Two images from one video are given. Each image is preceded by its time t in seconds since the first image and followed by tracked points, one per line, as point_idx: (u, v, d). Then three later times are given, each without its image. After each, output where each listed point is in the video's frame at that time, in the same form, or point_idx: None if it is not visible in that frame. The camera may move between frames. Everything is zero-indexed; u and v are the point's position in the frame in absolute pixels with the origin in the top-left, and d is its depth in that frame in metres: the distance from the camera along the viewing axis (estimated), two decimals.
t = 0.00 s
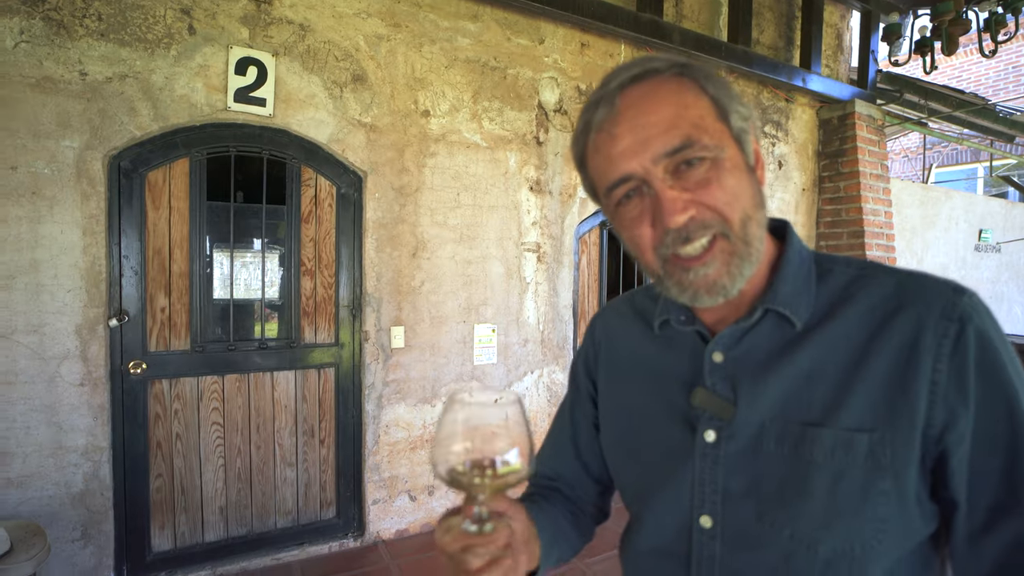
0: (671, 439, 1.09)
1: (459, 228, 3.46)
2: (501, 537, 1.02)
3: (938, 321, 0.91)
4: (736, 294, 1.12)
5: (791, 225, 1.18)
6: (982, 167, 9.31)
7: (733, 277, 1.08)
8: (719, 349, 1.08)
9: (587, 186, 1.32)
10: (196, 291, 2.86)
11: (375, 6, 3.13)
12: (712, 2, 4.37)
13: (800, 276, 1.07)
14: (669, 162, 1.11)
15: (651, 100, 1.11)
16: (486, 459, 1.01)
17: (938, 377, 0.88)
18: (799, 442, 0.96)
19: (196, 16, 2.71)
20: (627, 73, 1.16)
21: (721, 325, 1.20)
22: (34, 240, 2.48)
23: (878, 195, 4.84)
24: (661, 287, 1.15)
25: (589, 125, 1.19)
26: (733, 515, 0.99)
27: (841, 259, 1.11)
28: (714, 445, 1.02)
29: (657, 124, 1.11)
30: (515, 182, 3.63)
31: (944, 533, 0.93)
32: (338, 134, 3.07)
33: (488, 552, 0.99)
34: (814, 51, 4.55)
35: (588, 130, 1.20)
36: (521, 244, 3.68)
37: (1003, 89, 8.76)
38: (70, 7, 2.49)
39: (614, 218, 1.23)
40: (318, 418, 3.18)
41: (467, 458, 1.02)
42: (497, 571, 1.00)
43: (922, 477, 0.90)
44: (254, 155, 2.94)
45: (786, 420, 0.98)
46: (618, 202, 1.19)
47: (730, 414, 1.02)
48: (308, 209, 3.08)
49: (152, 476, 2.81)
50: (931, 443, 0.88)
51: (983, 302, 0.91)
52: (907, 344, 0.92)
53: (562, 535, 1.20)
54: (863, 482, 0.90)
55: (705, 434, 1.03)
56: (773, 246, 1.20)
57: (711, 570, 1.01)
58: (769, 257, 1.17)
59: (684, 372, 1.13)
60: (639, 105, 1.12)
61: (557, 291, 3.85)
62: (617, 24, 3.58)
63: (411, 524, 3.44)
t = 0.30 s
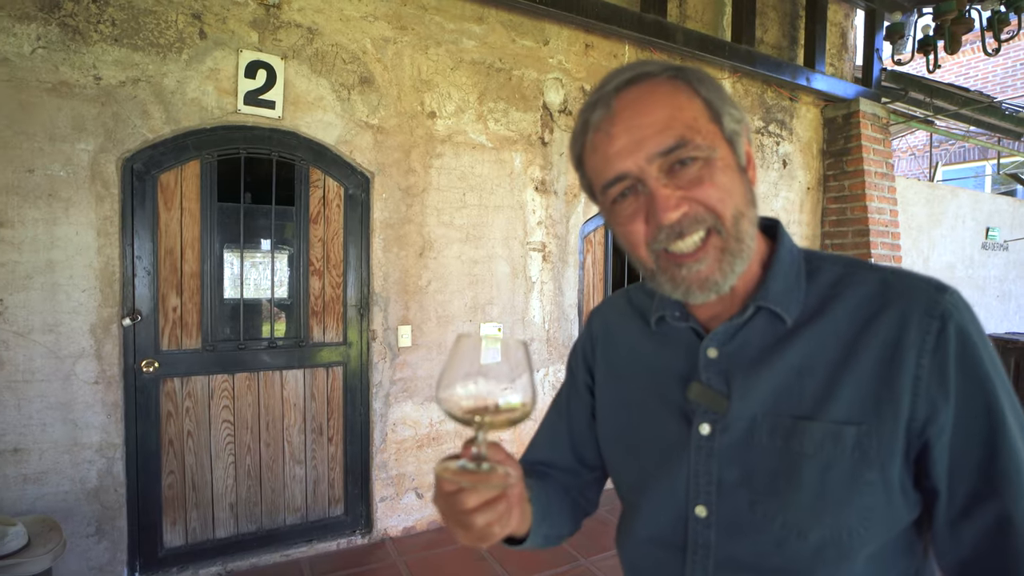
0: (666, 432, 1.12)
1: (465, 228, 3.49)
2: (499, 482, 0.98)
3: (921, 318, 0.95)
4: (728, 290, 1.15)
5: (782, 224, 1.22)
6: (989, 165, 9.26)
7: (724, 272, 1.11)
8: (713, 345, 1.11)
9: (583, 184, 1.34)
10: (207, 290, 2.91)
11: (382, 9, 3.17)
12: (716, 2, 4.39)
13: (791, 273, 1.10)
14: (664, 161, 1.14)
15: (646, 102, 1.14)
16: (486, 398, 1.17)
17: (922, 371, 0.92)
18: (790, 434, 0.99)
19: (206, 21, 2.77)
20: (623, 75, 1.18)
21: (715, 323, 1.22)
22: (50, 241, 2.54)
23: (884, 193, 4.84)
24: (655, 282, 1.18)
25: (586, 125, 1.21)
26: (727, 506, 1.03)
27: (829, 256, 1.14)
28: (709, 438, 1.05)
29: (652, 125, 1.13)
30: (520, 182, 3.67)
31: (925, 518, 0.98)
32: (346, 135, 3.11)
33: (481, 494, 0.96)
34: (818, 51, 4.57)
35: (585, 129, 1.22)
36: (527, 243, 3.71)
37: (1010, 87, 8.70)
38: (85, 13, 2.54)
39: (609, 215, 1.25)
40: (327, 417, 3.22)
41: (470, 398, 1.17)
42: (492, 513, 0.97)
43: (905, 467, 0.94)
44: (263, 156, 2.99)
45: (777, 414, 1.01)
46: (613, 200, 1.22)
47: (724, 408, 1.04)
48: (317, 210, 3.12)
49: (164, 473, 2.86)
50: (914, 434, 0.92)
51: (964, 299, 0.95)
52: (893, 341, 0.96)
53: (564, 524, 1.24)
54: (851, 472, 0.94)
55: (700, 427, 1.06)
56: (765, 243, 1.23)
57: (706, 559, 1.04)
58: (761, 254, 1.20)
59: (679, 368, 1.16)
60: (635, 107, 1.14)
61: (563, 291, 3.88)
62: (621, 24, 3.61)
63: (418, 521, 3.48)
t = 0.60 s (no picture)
0: (664, 425, 1.15)
1: (472, 229, 3.53)
2: (491, 428, 1.00)
3: (907, 312, 0.98)
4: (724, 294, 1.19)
5: (775, 225, 1.25)
6: (1001, 164, 9.18)
7: (719, 281, 1.15)
8: (710, 342, 1.14)
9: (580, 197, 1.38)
10: (218, 291, 2.97)
11: (389, 13, 3.21)
12: (722, 3, 4.40)
13: (784, 272, 1.14)
14: (654, 177, 1.17)
15: (634, 120, 1.17)
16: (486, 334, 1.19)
17: (907, 364, 0.95)
18: (782, 426, 1.02)
19: (218, 26, 2.82)
20: (611, 94, 1.21)
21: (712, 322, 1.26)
22: (67, 243, 2.60)
23: (891, 193, 4.83)
24: (652, 289, 1.21)
25: (579, 143, 1.25)
26: (722, 495, 1.05)
27: (820, 255, 1.17)
28: (706, 431, 1.08)
29: (641, 142, 1.17)
30: (526, 183, 3.70)
31: (916, 507, 1.00)
32: (354, 138, 3.16)
33: (474, 435, 0.99)
34: (825, 51, 4.56)
35: (577, 148, 1.26)
36: (533, 244, 3.74)
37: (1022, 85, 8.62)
38: (100, 20, 2.61)
39: (606, 228, 1.29)
40: (336, 415, 3.27)
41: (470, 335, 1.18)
42: (484, 455, 1.00)
43: (893, 457, 0.97)
44: (273, 159, 3.04)
45: (770, 406, 1.05)
46: (608, 214, 1.25)
47: (720, 401, 1.08)
48: (326, 212, 3.17)
49: (178, 470, 2.91)
50: (900, 425, 0.95)
51: (948, 295, 0.98)
52: (880, 335, 0.99)
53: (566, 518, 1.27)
54: (841, 462, 0.97)
55: (697, 420, 1.09)
56: (758, 244, 1.27)
57: (703, 547, 1.07)
58: (754, 255, 1.24)
59: (677, 364, 1.19)
60: (624, 125, 1.18)
61: (569, 291, 3.91)
62: (626, 26, 3.64)
63: (425, 519, 3.52)
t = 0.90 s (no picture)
0: (663, 416, 1.18)
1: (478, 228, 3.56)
2: (495, 358, 1.03)
3: (895, 304, 1.00)
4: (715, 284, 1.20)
5: (769, 220, 1.28)
6: (1010, 162, 9.11)
7: (708, 271, 1.17)
8: (706, 334, 1.17)
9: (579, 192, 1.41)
10: (229, 290, 3.01)
11: (396, 15, 3.24)
12: (727, 2, 4.40)
13: (778, 265, 1.16)
14: (645, 169, 1.20)
15: (629, 115, 1.20)
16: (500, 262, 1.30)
17: (895, 354, 0.98)
18: (776, 415, 1.05)
19: (227, 29, 2.86)
20: (607, 91, 1.24)
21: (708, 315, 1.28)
22: (81, 243, 2.65)
23: (898, 191, 4.81)
24: (645, 280, 1.23)
25: (576, 138, 1.28)
26: (719, 483, 1.08)
27: (813, 248, 1.19)
28: (703, 421, 1.11)
29: (634, 136, 1.19)
30: (532, 183, 3.72)
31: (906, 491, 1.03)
32: (362, 139, 3.20)
33: (478, 361, 1.02)
34: (831, 49, 4.56)
35: (575, 143, 1.29)
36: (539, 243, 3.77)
37: None
38: (113, 24, 2.65)
39: (601, 221, 1.31)
40: (344, 413, 3.31)
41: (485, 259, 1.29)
42: (485, 384, 1.02)
43: (882, 443, 0.99)
44: (282, 160, 3.08)
45: (764, 397, 1.07)
46: (602, 206, 1.28)
47: (716, 392, 1.10)
48: (334, 212, 3.21)
49: (189, 466, 2.96)
50: (889, 412, 0.98)
51: (935, 285, 1.00)
52: (869, 326, 1.02)
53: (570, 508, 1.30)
54: (832, 450, 0.99)
55: (694, 411, 1.11)
56: (753, 239, 1.29)
57: (701, 533, 1.09)
58: (747, 249, 1.25)
59: (675, 356, 1.21)
60: (618, 121, 1.21)
61: (574, 290, 3.93)
62: (631, 26, 3.65)
63: (433, 516, 3.56)
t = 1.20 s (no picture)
0: (666, 410, 1.21)
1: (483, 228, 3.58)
2: (512, 336, 1.05)
3: (891, 301, 1.03)
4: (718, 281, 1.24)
5: (770, 220, 1.32)
6: (1017, 161, 9.06)
7: (710, 266, 1.20)
8: (709, 330, 1.21)
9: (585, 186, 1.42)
10: (235, 290, 3.04)
11: (401, 16, 3.27)
12: (731, 2, 4.41)
13: (778, 264, 1.20)
14: (652, 162, 1.21)
15: (637, 110, 1.22)
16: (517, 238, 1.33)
17: (892, 349, 1.00)
18: (776, 409, 1.08)
19: (234, 32, 2.89)
20: (616, 85, 1.26)
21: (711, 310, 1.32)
22: (91, 243, 2.69)
23: (902, 191, 4.81)
24: (649, 274, 1.25)
25: (584, 132, 1.29)
26: (720, 474, 1.10)
27: (812, 247, 1.23)
28: (704, 414, 1.13)
29: (642, 130, 1.21)
30: (536, 183, 3.74)
31: (903, 484, 1.04)
32: (367, 140, 3.22)
33: (496, 341, 1.03)
34: (834, 48, 4.56)
35: (583, 135, 1.30)
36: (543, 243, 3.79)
37: None
38: (122, 27, 2.69)
39: (606, 213, 1.32)
40: (349, 412, 3.33)
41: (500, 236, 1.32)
42: (503, 360, 1.03)
43: (879, 436, 1.01)
44: (288, 161, 3.11)
45: (764, 391, 1.10)
46: (608, 198, 1.29)
47: (718, 386, 1.14)
48: (339, 212, 3.23)
49: (196, 464, 2.99)
50: (885, 406, 1.00)
51: (931, 283, 1.02)
52: (867, 322, 1.05)
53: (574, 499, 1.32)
54: (829, 442, 1.01)
55: (696, 404, 1.15)
56: (754, 237, 1.33)
57: (701, 524, 1.11)
58: (748, 247, 1.30)
59: (679, 352, 1.25)
60: (626, 115, 1.22)
61: (578, 290, 3.95)
62: (635, 27, 3.66)
63: (437, 514, 3.58)
